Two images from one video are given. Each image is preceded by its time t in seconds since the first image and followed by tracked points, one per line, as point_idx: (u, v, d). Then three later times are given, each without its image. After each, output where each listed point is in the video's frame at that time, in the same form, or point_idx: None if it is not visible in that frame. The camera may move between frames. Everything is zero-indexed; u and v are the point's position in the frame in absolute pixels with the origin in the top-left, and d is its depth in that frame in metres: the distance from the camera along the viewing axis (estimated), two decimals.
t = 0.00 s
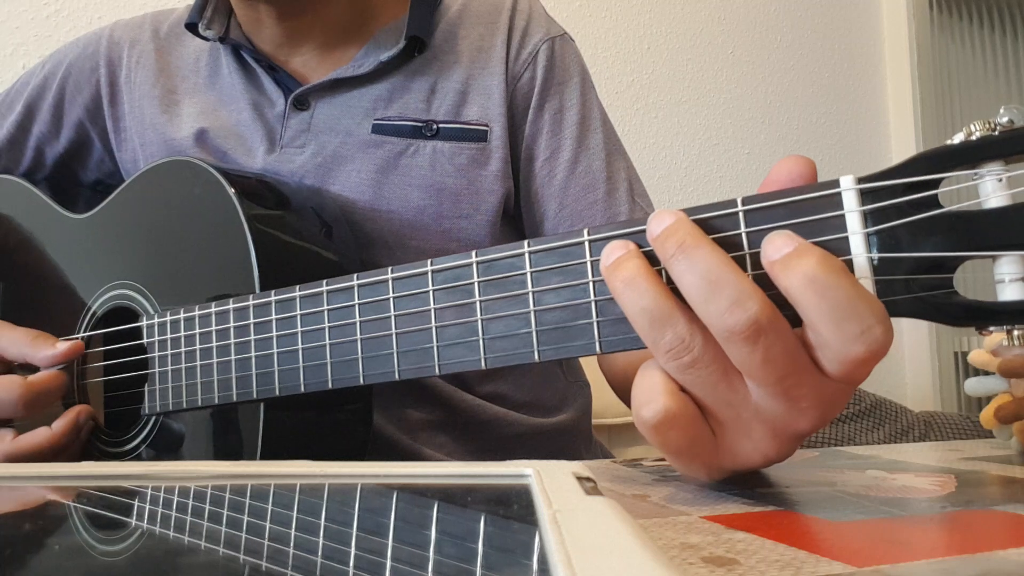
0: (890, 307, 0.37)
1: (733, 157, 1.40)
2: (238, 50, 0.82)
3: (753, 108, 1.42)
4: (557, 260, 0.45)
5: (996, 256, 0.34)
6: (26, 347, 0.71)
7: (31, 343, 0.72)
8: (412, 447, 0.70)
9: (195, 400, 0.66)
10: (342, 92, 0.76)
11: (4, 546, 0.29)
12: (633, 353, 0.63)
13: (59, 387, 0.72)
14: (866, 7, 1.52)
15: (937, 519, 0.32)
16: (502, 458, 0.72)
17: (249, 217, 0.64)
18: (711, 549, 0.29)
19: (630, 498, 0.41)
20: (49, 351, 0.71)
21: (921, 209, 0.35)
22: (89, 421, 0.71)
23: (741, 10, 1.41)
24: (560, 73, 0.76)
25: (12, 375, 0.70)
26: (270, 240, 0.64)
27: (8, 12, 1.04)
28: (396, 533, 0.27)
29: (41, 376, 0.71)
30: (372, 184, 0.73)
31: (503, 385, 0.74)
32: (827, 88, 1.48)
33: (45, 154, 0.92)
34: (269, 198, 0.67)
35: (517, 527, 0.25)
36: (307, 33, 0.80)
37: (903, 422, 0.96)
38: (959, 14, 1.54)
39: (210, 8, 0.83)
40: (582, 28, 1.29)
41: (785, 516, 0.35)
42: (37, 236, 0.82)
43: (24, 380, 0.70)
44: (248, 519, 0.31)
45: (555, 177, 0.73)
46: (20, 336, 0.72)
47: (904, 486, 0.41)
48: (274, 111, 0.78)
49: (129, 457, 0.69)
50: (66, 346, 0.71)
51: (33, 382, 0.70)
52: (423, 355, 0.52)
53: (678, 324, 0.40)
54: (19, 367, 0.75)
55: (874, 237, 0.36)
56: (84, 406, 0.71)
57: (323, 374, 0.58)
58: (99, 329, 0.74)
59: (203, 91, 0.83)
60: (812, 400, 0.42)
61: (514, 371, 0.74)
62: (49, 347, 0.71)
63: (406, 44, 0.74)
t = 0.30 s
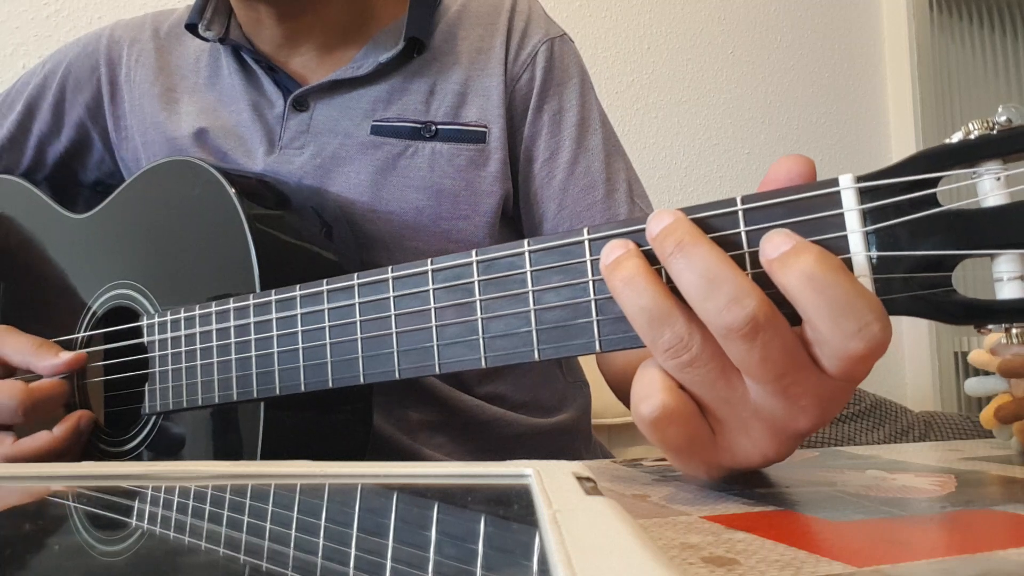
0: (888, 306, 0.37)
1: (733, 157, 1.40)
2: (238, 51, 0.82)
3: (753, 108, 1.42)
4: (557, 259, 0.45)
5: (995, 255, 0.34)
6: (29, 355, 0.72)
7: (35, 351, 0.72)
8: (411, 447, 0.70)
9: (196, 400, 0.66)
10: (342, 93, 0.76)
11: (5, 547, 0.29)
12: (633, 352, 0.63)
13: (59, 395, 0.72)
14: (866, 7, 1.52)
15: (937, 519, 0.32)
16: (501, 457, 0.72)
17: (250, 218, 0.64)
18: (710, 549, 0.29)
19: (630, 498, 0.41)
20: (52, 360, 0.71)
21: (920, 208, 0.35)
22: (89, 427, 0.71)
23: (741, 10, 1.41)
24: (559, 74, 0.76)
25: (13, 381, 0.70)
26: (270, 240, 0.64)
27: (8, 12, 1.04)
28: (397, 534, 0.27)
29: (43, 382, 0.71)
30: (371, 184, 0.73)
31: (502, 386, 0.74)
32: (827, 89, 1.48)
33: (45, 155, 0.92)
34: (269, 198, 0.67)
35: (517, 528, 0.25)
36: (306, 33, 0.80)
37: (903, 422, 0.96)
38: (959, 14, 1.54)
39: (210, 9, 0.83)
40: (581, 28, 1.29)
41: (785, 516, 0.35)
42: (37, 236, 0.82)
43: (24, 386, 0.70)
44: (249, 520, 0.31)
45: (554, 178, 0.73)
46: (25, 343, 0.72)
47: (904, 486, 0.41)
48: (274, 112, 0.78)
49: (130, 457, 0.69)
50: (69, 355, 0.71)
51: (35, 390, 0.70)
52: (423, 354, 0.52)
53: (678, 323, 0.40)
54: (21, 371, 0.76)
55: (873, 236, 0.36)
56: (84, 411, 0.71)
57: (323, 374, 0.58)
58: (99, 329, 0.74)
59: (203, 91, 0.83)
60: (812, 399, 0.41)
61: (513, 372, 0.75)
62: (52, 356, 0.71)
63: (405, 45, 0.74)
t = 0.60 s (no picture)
0: (889, 304, 0.37)
1: (733, 157, 1.40)
2: (239, 50, 0.82)
3: (753, 108, 1.42)
4: (560, 257, 0.45)
5: (997, 252, 0.34)
6: (30, 352, 0.73)
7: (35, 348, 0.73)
8: (412, 447, 0.70)
9: (198, 398, 0.66)
10: (342, 94, 0.76)
11: (5, 547, 0.29)
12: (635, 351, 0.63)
13: (61, 396, 0.71)
14: (866, 8, 1.52)
15: (937, 519, 0.32)
16: (502, 457, 0.72)
17: (252, 217, 0.64)
18: (711, 549, 0.29)
19: (631, 497, 0.41)
20: (51, 357, 0.72)
21: (923, 205, 0.35)
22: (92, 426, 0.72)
23: (741, 11, 1.41)
24: (559, 74, 0.76)
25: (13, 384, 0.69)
26: (272, 239, 0.64)
27: (8, 12, 1.04)
28: (399, 536, 0.27)
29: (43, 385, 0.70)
30: (371, 184, 0.73)
31: (502, 386, 0.74)
32: (827, 89, 1.48)
33: (47, 154, 0.92)
34: (271, 197, 0.67)
35: (518, 529, 0.25)
36: (306, 33, 0.80)
37: (903, 422, 0.96)
38: (959, 14, 1.54)
39: (211, 8, 0.83)
40: (582, 29, 1.29)
41: (786, 516, 0.35)
42: (39, 235, 0.82)
43: (24, 389, 0.69)
44: (251, 520, 0.31)
45: (555, 178, 0.73)
46: (25, 342, 0.74)
47: (904, 486, 0.41)
48: (274, 112, 0.78)
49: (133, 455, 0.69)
50: (68, 351, 0.72)
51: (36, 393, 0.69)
52: (426, 352, 0.52)
53: (684, 322, 0.40)
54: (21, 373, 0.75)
55: (875, 233, 0.36)
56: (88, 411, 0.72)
57: (325, 373, 0.58)
58: (101, 328, 0.74)
59: (205, 90, 0.83)
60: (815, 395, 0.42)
61: (513, 373, 0.75)
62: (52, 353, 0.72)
63: (405, 46, 0.75)
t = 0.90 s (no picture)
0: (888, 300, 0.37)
1: (733, 157, 1.40)
2: (239, 50, 0.82)
3: (753, 109, 1.42)
4: (562, 255, 0.45)
5: (997, 248, 0.34)
6: (29, 365, 0.71)
7: (35, 360, 0.71)
8: (412, 447, 0.70)
9: (199, 396, 0.66)
10: (341, 95, 0.76)
11: (5, 546, 0.29)
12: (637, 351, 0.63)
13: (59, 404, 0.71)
14: (866, 8, 1.53)
15: (938, 519, 0.32)
16: (502, 457, 0.72)
17: (252, 216, 0.64)
18: (711, 549, 0.29)
19: (632, 497, 0.41)
20: (50, 371, 0.70)
21: (923, 201, 0.35)
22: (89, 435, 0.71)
23: (741, 11, 1.41)
24: (560, 74, 0.76)
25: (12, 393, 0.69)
26: (272, 239, 0.64)
27: (8, 12, 1.04)
28: (401, 537, 0.27)
29: (41, 395, 0.70)
30: (371, 184, 0.73)
31: (502, 386, 0.74)
32: (826, 89, 1.48)
33: (47, 155, 0.92)
34: (272, 196, 0.67)
35: (518, 531, 0.25)
36: (306, 33, 0.80)
37: (903, 422, 0.96)
38: (958, 15, 1.54)
39: (211, 8, 0.83)
40: (581, 29, 1.29)
41: (786, 516, 0.35)
42: (39, 235, 0.82)
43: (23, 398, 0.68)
44: (251, 521, 0.31)
45: (556, 178, 0.73)
46: (25, 353, 0.72)
47: (904, 486, 0.41)
48: (274, 113, 0.78)
49: (134, 454, 0.69)
50: (67, 364, 0.70)
51: (35, 402, 0.69)
52: (427, 350, 0.52)
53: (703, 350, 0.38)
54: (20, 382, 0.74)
55: (876, 230, 0.36)
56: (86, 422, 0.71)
57: (326, 371, 0.58)
58: (101, 328, 0.74)
59: (206, 90, 0.83)
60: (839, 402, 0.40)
61: (513, 373, 0.75)
62: (51, 366, 0.71)
63: (405, 47, 0.75)
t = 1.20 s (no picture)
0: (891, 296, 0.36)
1: (733, 157, 1.40)
2: (240, 50, 0.82)
3: (753, 109, 1.42)
4: (563, 252, 0.45)
5: (1001, 244, 0.34)
6: (30, 359, 0.71)
7: (35, 354, 0.71)
8: (412, 447, 0.70)
9: (199, 395, 0.66)
10: (342, 96, 0.76)
11: (5, 546, 0.29)
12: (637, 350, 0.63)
13: (61, 400, 0.70)
14: (866, 8, 1.53)
15: (938, 519, 0.32)
16: (502, 457, 0.72)
17: (253, 216, 0.64)
18: (711, 549, 0.29)
19: (633, 497, 0.41)
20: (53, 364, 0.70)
21: (926, 198, 0.35)
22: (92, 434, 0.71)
23: (741, 11, 1.41)
24: (560, 73, 0.76)
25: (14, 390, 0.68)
26: (273, 239, 0.64)
27: (8, 12, 1.04)
28: (403, 540, 0.27)
29: (43, 390, 0.69)
30: (371, 184, 0.73)
31: (502, 386, 0.74)
32: (827, 89, 1.48)
33: (47, 155, 0.92)
34: (273, 196, 0.67)
35: (519, 533, 0.25)
36: (306, 33, 0.80)
37: (903, 422, 0.96)
38: (958, 15, 1.54)
39: (212, 8, 0.83)
40: (582, 29, 1.29)
41: (787, 516, 0.35)
42: (39, 235, 0.82)
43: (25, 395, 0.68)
44: (252, 522, 0.31)
45: (558, 178, 0.73)
46: (22, 349, 0.71)
47: (904, 486, 0.41)
48: (275, 113, 0.78)
49: (134, 454, 0.69)
50: (69, 358, 0.71)
51: (39, 397, 0.69)
52: (429, 348, 0.52)
53: (738, 340, 0.37)
54: (21, 380, 0.74)
55: (879, 226, 0.36)
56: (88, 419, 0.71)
57: (328, 369, 0.58)
58: (101, 328, 0.74)
59: (206, 90, 0.83)
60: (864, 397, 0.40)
61: (513, 373, 0.75)
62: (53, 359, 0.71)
63: (405, 47, 0.75)
